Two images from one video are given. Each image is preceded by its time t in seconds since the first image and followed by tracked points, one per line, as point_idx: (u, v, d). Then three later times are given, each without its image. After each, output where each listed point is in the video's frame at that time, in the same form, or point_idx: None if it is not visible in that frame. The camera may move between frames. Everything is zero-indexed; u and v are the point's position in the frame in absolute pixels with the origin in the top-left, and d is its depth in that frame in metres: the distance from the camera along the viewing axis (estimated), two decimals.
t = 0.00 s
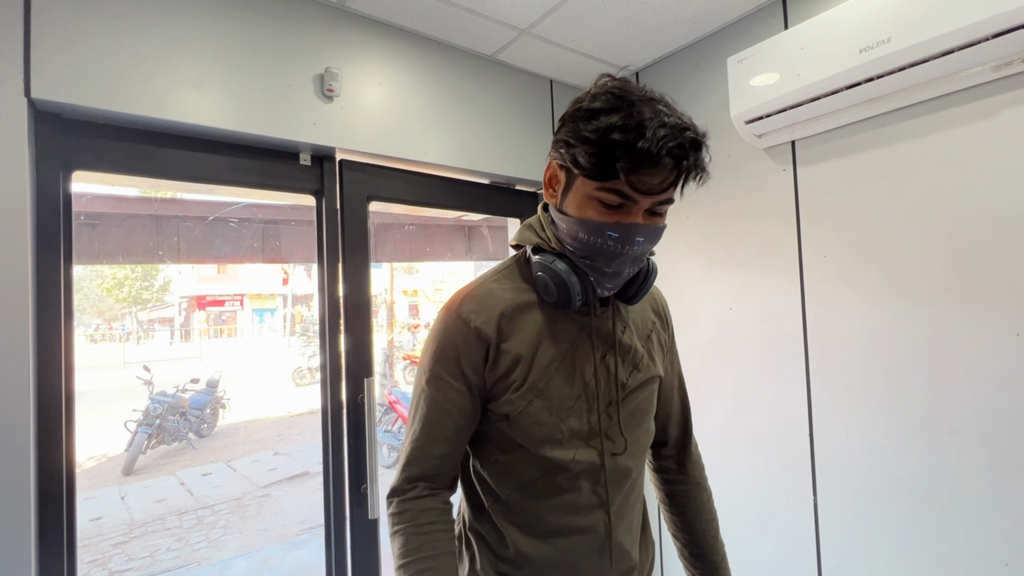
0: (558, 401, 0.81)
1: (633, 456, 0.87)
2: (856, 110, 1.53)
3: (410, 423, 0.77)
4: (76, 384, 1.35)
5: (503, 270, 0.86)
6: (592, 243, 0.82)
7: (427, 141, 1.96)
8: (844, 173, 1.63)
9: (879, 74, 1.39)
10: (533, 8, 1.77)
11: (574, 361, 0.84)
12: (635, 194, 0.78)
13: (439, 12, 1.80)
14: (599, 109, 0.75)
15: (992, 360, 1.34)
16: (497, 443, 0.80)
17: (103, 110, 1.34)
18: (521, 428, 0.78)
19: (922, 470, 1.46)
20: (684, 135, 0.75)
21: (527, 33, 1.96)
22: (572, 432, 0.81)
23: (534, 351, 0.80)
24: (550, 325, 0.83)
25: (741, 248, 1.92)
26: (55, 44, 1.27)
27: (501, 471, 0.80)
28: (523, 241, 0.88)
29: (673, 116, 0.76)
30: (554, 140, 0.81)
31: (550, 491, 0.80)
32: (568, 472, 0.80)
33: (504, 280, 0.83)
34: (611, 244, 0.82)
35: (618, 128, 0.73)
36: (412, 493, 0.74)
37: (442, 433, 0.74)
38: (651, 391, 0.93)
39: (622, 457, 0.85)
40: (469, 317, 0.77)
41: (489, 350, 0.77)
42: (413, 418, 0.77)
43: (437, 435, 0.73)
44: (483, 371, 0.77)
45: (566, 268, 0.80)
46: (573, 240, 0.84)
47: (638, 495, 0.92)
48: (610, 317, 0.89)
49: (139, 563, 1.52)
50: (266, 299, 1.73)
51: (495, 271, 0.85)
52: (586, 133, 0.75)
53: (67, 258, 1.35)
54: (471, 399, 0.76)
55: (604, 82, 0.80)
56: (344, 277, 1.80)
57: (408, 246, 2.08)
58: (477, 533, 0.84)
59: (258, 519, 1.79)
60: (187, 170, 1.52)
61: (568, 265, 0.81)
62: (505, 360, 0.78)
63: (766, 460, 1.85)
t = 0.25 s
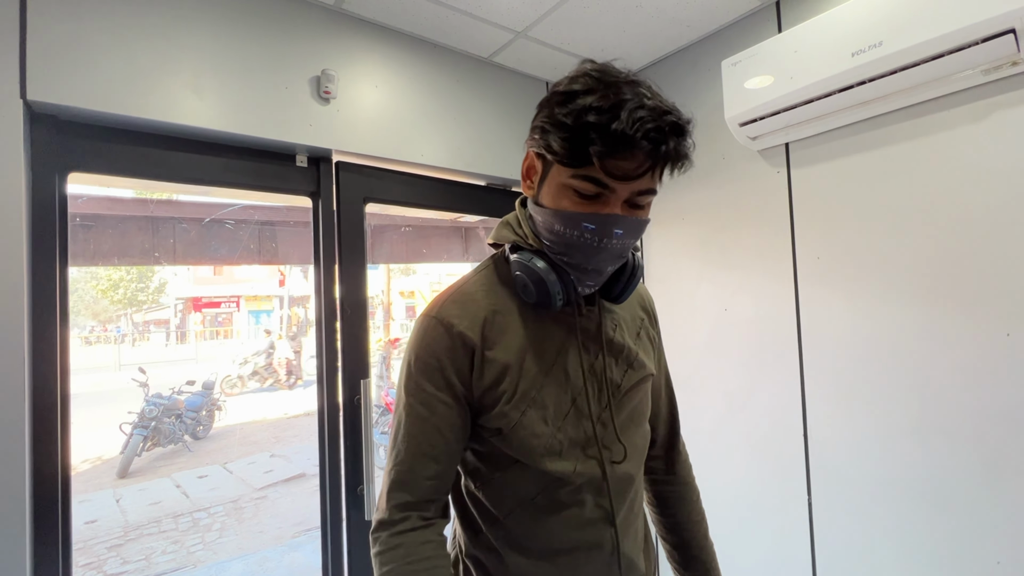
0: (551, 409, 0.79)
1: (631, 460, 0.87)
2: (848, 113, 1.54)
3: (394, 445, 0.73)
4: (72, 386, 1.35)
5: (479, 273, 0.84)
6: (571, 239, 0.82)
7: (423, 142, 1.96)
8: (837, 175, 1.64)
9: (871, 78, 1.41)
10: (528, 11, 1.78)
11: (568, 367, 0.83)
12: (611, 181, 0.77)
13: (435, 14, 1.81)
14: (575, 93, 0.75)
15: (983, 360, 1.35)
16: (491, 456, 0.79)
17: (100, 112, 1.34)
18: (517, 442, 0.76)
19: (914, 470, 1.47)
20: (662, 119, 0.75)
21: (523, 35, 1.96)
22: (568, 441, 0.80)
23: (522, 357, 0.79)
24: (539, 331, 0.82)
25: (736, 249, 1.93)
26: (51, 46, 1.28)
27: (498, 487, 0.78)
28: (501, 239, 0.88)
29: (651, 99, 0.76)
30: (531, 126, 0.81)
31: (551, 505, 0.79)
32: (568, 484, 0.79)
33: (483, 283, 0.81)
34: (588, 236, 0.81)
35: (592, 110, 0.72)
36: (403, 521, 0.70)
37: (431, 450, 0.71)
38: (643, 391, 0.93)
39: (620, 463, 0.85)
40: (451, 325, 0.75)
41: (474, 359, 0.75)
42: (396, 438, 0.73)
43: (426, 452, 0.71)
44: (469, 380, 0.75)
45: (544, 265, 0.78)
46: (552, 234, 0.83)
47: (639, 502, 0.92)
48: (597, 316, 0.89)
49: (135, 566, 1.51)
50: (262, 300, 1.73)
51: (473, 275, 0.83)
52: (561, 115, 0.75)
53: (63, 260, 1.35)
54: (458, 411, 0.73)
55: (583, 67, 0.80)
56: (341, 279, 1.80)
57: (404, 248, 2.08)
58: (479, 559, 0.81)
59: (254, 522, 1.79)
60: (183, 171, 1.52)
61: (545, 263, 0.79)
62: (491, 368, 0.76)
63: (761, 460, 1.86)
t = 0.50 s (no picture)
0: (554, 428, 0.74)
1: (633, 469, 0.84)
2: (840, 115, 1.56)
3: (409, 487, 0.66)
4: (68, 388, 1.36)
5: (460, 284, 0.75)
6: (563, 243, 0.75)
7: (419, 144, 1.97)
8: (829, 177, 1.66)
9: (861, 80, 1.43)
10: (523, 14, 1.80)
11: (565, 380, 0.77)
12: (608, 177, 0.70)
13: (431, 17, 1.82)
14: (558, 73, 0.66)
15: (972, 359, 1.37)
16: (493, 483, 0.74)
17: (97, 113, 1.34)
18: (521, 471, 0.70)
19: (905, 468, 1.49)
20: (659, 99, 0.68)
21: (518, 38, 1.98)
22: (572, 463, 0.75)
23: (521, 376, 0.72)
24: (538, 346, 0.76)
25: (730, 250, 1.94)
26: (48, 48, 1.28)
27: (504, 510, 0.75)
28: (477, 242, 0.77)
29: (646, 76, 0.68)
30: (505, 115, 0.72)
31: (558, 526, 0.75)
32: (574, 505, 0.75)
33: (468, 295, 0.73)
34: (584, 240, 0.75)
35: (582, 98, 0.64)
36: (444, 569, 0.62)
37: (450, 486, 0.64)
38: (637, 393, 0.91)
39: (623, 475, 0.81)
40: (449, 351, 0.66)
41: (476, 382, 0.67)
42: (411, 479, 0.66)
43: (444, 491, 0.64)
44: (472, 407, 0.68)
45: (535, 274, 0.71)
46: (541, 239, 0.76)
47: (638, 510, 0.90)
48: (590, 319, 0.85)
49: (130, 569, 1.51)
50: (258, 302, 1.74)
51: (455, 287, 0.74)
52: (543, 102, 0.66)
53: (59, 261, 1.36)
54: (467, 439, 0.66)
55: (561, 40, 0.71)
56: (337, 280, 1.81)
57: (401, 249, 2.09)
58: None
59: (251, 524, 1.79)
60: (180, 172, 1.53)
61: (535, 271, 0.72)
62: (492, 391, 0.68)
63: (755, 460, 1.87)
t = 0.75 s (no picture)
0: (578, 445, 0.71)
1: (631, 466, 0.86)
2: (834, 117, 1.58)
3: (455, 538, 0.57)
4: (66, 389, 1.36)
5: (472, 298, 0.64)
6: (591, 260, 0.67)
7: (418, 145, 1.98)
8: (823, 178, 1.67)
9: (854, 83, 1.44)
10: (521, 15, 1.81)
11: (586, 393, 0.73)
12: (655, 190, 0.62)
13: (429, 19, 1.83)
14: (603, 66, 0.55)
15: (964, 359, 1.39)
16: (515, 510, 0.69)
17: (95, 114, 1.35)
18: (553, 492, 0.67)
19: (899, 467, 1.50)
20: (720, 100, 0.60)
21: (515, 40, 1.99)
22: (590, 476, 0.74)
23: (553, 397, 0.66)
24: (565, 362, 0.70)
25: (726, 251, 1.96)
26: (47, 50, 1.29)
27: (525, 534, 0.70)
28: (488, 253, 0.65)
29: (700, 77, 0.59)
30: (526, 109, 0.61)
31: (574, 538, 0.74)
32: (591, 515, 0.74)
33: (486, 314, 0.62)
34: (618, 256, 0.67)
35: (644, 99, 0.54)
36: None
37: (509, 531, 0.57)
38: (630, 391, 0.92)
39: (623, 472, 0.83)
40: (488, 388, 0.56)
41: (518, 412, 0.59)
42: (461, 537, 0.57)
43: (502, 539, 0.56)
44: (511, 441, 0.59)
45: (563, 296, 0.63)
46: (567, 256, 0.67)
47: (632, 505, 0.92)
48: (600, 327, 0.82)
49: (127, 570, 1.51)
50: (256, 303, 1.74)
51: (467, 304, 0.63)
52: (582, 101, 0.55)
53: (58, 262, 1.36)
54: (516, 475, 0.59)
55: (596, 23, 0.60)
56: (336, 281, 1.82)
57: (399, 250, 2.10)
58: None
59: (248, 525, 1.80)
60: (178, 173, 1.53)
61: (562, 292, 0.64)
62: (532, 418, 0.61)
63: (750, 460, 1.88)
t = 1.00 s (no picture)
0: (591, 444, 0.72)
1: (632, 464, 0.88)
2: (833, 117, 1.59)
3: (481, 552, 0.55)
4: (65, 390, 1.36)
5: (489, 302, 0.63)
6: (619, 255, 0.68)
7: (417, 146, 1.99)
8: (821, 178, 1.68)
9: (851, 84, 1.45)
10: (519, 17, 1.82)
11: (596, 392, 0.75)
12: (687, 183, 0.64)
13: (427, 20, 1.84)
14: (643, 53, 0.56)
15: (962, 358, 1.39)
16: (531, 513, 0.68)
17: (95, 114, 1.35)
18: (571, 492, 0.68)
19: (897, 468, 1.50)
20: (753, 91, 0.63)
21: (513, 41, 2.00)
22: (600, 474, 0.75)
23: (572, 398, 0.67)
24: (579, 363, 0.71)
25: (724, 251, 1.96)
26: (46, 51, 1.29)
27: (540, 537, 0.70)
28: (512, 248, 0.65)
29: (730, 66, 0.62)
30: (555, 95, 0.60)
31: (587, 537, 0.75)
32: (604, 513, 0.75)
33: (503, 317, 0.62)
34: (647, 251, 0.69)
35: (692, 88, 0.56)
36: None
37: (539, 539, 0.56)
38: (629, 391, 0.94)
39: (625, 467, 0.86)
40: (514, 392, 0.55)
41: (543, 415, 0.59)
42: (486, 546, 0.55)
43: (532, 547, 0.56)
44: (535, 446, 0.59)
45: (587, 293, 0.64)
46: (595, 251, 0.67)
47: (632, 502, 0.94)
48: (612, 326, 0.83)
49: (126, 571, 1.51)
50: (256, 304, 1.74)
51: (482, 307, 0.62)
52: (624, 87, 0.56)
53: (57, 262, 1.36)
54: (542, 481, 0.58)
55: (625, 10, 0.61)
56: (335, 281, 1.82)
57: (398, 250, 2.10)
58: None
59: (247, 526, 1.79)
60: (178, 174, 1.54)
61: (589, 290, 0.65)
62: (555, 420, 0.61)
63: (748, 461, 1.89)
